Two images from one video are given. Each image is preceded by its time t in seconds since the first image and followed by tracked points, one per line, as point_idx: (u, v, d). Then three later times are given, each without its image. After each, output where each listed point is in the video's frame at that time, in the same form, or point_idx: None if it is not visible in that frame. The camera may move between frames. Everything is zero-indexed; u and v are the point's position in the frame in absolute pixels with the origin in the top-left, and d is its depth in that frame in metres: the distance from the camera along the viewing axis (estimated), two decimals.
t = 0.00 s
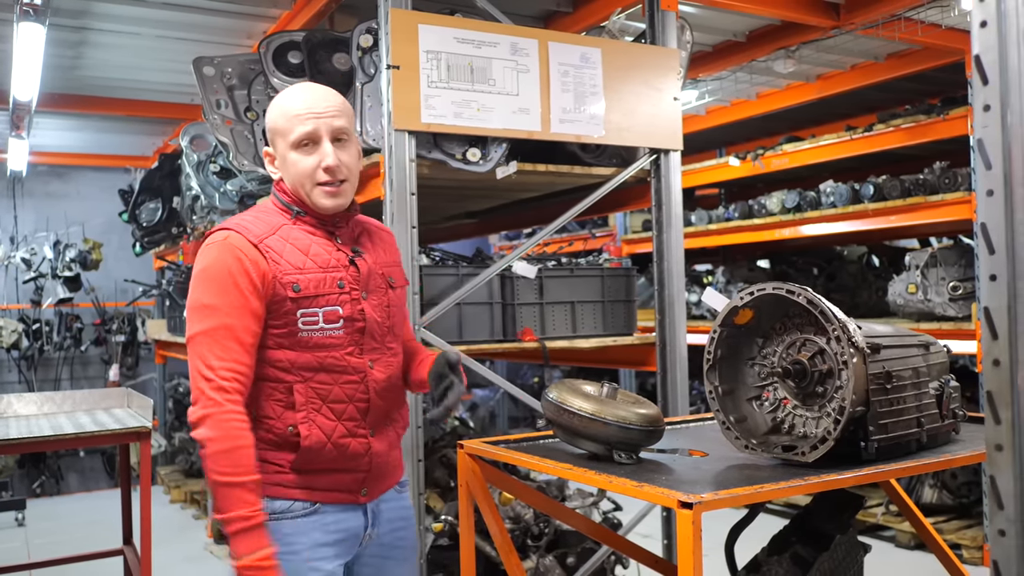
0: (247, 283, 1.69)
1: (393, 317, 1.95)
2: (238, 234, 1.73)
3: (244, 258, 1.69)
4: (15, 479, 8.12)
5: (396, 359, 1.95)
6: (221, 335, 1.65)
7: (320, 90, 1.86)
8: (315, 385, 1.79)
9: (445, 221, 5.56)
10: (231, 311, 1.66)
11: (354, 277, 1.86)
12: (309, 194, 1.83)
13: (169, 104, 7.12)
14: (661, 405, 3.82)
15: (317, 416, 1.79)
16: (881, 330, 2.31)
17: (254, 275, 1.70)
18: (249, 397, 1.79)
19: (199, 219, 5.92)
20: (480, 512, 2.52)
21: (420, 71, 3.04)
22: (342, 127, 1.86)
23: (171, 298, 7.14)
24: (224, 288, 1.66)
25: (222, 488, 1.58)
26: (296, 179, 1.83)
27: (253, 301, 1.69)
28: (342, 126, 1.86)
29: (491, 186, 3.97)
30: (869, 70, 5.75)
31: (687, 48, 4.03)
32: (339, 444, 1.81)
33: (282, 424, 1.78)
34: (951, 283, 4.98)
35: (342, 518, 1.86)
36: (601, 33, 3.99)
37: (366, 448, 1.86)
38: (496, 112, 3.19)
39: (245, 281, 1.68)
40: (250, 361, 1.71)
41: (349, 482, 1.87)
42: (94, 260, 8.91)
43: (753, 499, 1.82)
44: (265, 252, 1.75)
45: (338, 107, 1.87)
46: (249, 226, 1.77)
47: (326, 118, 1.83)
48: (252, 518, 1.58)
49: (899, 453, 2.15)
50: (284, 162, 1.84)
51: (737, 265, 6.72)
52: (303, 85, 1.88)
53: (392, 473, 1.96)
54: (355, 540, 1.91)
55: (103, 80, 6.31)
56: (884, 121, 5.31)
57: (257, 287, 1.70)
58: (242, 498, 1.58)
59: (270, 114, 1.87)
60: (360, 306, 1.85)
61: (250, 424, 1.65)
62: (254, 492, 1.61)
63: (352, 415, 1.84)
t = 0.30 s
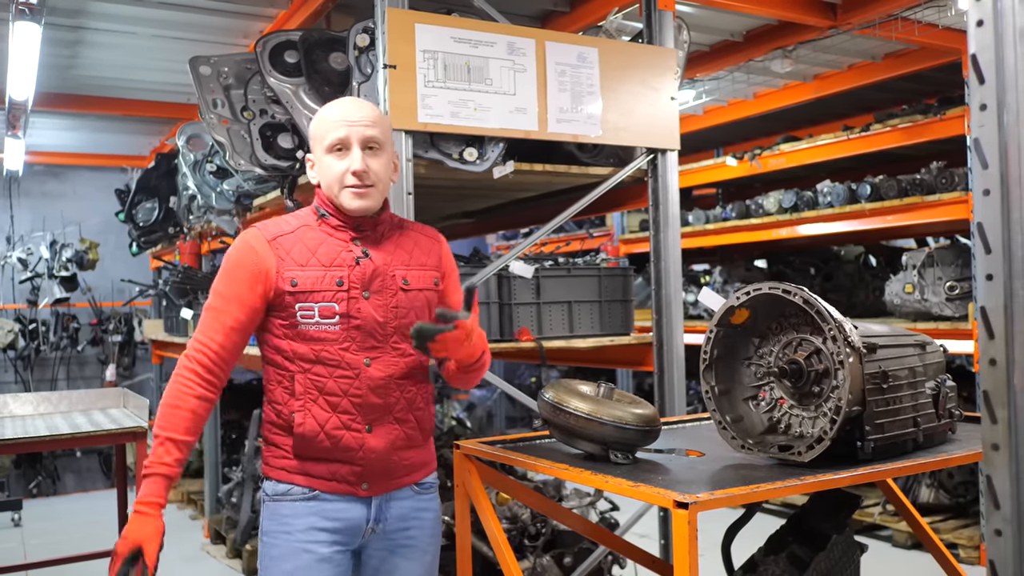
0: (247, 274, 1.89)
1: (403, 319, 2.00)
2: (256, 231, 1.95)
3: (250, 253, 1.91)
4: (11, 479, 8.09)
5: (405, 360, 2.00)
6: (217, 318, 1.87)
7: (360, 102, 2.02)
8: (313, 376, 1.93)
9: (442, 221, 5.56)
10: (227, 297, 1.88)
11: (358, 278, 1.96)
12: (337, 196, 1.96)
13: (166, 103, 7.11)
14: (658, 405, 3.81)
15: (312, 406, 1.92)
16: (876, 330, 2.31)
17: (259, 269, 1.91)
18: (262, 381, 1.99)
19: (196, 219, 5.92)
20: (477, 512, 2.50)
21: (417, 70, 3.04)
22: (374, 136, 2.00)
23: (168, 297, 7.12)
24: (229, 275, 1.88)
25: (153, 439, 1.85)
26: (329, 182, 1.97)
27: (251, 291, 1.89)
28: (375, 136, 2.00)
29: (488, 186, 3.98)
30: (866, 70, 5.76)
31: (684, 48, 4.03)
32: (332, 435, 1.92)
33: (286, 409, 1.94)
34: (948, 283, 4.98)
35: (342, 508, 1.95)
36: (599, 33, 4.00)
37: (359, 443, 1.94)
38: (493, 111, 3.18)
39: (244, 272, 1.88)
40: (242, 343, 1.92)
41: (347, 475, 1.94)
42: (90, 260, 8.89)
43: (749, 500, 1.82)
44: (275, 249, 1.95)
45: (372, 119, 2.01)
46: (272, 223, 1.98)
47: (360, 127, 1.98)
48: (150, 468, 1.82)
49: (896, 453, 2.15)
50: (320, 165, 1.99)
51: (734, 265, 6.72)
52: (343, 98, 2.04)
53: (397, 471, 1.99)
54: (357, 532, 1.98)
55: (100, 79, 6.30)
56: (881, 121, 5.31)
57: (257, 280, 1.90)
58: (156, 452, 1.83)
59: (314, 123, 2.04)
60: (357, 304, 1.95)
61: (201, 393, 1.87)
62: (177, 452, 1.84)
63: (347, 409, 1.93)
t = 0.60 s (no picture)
0: (261, 269, 2.01)
1: (396, 320, 2.00)
2: (275, 228, 2.06)
3: (263, 249, 2.02)
4: (7, 479, 8.07)
5: (397, 362, 2.00)
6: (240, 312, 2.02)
7: (382, 103, 2.10)
8: (307, 370, 2.00)
9: (439, 221, 5.56)
10: (247, 292, 2.01)
11: (355, 277, 1.99)
12: (351, 191, 2.00)
13: (163, 103, 7.09)
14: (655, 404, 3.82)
15: (303, 398, 1.99)
16: (874, 329, 2.30)
17: (275, 266, 2.02)
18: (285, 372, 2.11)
19: (193, 219, 5.91)
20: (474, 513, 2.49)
21: (414, 70, 3.03)
22: (393, 135, 2.06)
23: (164, 297, 7.10)
24: (247, 272, 2.02)
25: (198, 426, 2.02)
26: (345, 177, 2.02)
27: (265, 286, 2.02)
28: (393, 134, 2.06)
29: (485, 185, 3.98)
30: (862, 70, 5.77)
31: (682, 47, 4.03)
32: (318, 429, 1.97)
33: (285, 400, 2.03)
34: (945, 282, 4.98)
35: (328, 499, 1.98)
36: (596, 32, 3.99)
37: (342, 440, 1.96)
38: (490, 110, 3.18)
39: (258, 268, 2.01)
40: (263, 336, 2.05)
41: (333, 468, 1.98)
42: (86, 259, 8.86)
43: (747, 499, 1.81)
44: (286, 245, 2.04)
45: (392, 118, 2.07)
46: (290, 220, 2.07)
47: (379, 125, 2.04)
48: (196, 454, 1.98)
49: (893, 452, 2.15)
50: (339, 160, 2.05)
51: (731, 265, 6.72)
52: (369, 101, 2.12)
53: (383, 472, 1.99)
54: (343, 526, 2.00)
55: (96, 78, 6.28)
56: (878, 121, 5.31)
57: (268, 275, 2.01)
58: (201, 438, 1.99)
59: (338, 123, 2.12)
60: (349, 303, 1.97)
61: (236, 382, 2.02)
62: (219, 439, 2.00)
63: (333, 405, 1.97)
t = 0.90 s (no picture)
0: (258, 270, 2.06)
1: (387, 321, 1.99)
2: (272, 228, 2.10)
3: (261, 249, 2.06)
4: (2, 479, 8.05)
5: (387, 363, 1.99)
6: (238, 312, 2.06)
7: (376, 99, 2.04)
8: (300, 370, 2.01)
9: (436, 220, 5.56)
10: (244, 292, 2.05)
11: (345, 277, 1.99)
12: (344, 191, 1.99)
13: (159, 102, 7.08)
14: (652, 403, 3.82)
15: (296, 398, 2.01)
16: (872, 329, 2.30)
17: (269, 267, 2.05)
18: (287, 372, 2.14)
19: (189, 218, 5.90)
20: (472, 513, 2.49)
21: (411, 69, 3.03)
22: (385, 132, 2.01)
23: (160, 297, 7.09)
24: (245, 272, 2.07)
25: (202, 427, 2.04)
26: (339, 176, 2.00)
27: (262, 286, 2.05)
28: (386, 132, 2.01)
29: (481, 185, 3.98)
30: (859, 70, 5.77)
31: (679, 47, 4.03)
32: (309, 430, 1.98)
33: (280, 399, 2.05)
34: (941, 282, 4.99)
35: (321, 500, 1.99)
36: (594, 32, 4.00)
37: (333, 441, 1.96)
38: (487, 109, 3.18)
39: (255, 269, 2.05)
40: (263, 336, 2.08)
41: (325, 470, 1.98)
42: (82, 259, 8.84)
43: (745, 498, 1.81)
44: (281, 245, 2.07)
45: (384, 115, 2.02)
46: (288, 220, 2.11)
47: (371, 122, 2.00)
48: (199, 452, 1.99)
49: (891, 452, 2.15)
50: (332, 158, 2.02)
51: (727, 264, 6.73)
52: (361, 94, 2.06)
53: (374, 474, 1.98)
54: (337, 526, 2.00)
55: (92, 78, 6.27)
56: (874, 120, 5.32)
57: (264, 275, 2.05)
58: (204, 437, 2.00)
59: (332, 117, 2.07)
60: (338, 304, 1.98)
61: (239, 381, 2.05)
62: (222, 437, 2.01)
63: (325, 406, 1.98)
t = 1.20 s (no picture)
0: (231, 280, 2.00)
1: (373, 321, 1.98)
2: (242, 235, 2.04)
3: (232, 257, 2.00)
4: None
5: (376, 365, 1.98)
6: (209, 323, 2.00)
7: (348, 105, 1.97)
8: (285, 379, 1.98)
9: (433, 220, 5.56)
10: (216, 303, 2.00)
11: (327, 280, 1.97)
12: (319, 202, 1.97)
13: (156, 101, 7.07)
14: (650, 403, 3.81)
15: (282, 408, 1.97)
16: (870, 328, 2.31)
17: (241, 275, 2.00)
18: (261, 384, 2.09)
19: (187, 218, 5.90)
20: (471, 513, 2.49)
21: (408, 69, 3.02)
22: (359, 142, 1.95)
23: (158, 297, 7.08)
24: (216, 282, 2.01)
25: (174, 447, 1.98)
26: (312, 187, 1.97)
27: (235, 296, 2.00)
28: (359, 141, 1.95)
29: (479, 185, 3.98)
30: (856, 71, 5.78)
31: (676, 47, 4.03)
32: (299, 438, 1.95)
33: (263, 410, 2.01)
34: (939, 282, 5.00)
35: (313, 511, 1.97)
36: (591, 32, 4.00)
37: (325, 448, 1.94)
38: (485, 109, 3.17)
39: (227, 279, 1.99)
40: (237, 348, 2.02)
41: (316, 479, 1.96)
42: (79, 258, 8.83)
43: (742, 498, 1.81)
44: (255, 252, 2.02)
45: (357, 123, 1.96)
46: (258, 226, 2.06)
47: (344, 133, 1.94)
48: (172, 473, 1.93)
49: (889, 451, 2.15)
50: (304, 167, 1.98)
51: (725, 265, 6.73)
52: (327, 98, 1.99)
53: (369, 480, 1.98)
54: (331, 537, 1.99)
55: (89, 77, 6.26)
56: (872, 120, 5.32)
57: (238, 283, 2.00)
58: (176, 457, 1.95)
59: (302, 119, 2.00)
60: (323, 307, 1.96)
61: (211, 397, 1.99)
62: (196, 456, 1.96)
63: (314, 413, 1.95)
